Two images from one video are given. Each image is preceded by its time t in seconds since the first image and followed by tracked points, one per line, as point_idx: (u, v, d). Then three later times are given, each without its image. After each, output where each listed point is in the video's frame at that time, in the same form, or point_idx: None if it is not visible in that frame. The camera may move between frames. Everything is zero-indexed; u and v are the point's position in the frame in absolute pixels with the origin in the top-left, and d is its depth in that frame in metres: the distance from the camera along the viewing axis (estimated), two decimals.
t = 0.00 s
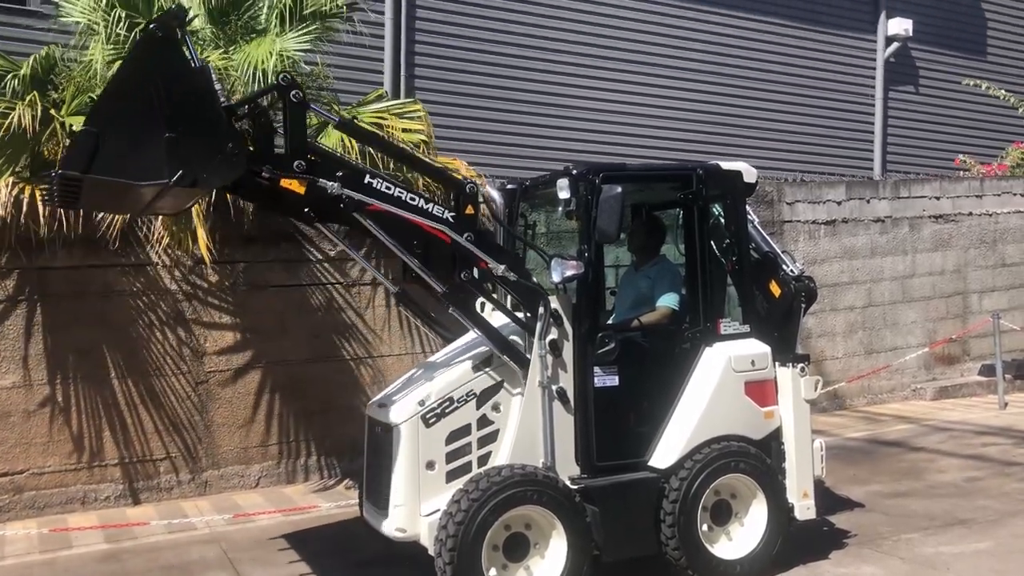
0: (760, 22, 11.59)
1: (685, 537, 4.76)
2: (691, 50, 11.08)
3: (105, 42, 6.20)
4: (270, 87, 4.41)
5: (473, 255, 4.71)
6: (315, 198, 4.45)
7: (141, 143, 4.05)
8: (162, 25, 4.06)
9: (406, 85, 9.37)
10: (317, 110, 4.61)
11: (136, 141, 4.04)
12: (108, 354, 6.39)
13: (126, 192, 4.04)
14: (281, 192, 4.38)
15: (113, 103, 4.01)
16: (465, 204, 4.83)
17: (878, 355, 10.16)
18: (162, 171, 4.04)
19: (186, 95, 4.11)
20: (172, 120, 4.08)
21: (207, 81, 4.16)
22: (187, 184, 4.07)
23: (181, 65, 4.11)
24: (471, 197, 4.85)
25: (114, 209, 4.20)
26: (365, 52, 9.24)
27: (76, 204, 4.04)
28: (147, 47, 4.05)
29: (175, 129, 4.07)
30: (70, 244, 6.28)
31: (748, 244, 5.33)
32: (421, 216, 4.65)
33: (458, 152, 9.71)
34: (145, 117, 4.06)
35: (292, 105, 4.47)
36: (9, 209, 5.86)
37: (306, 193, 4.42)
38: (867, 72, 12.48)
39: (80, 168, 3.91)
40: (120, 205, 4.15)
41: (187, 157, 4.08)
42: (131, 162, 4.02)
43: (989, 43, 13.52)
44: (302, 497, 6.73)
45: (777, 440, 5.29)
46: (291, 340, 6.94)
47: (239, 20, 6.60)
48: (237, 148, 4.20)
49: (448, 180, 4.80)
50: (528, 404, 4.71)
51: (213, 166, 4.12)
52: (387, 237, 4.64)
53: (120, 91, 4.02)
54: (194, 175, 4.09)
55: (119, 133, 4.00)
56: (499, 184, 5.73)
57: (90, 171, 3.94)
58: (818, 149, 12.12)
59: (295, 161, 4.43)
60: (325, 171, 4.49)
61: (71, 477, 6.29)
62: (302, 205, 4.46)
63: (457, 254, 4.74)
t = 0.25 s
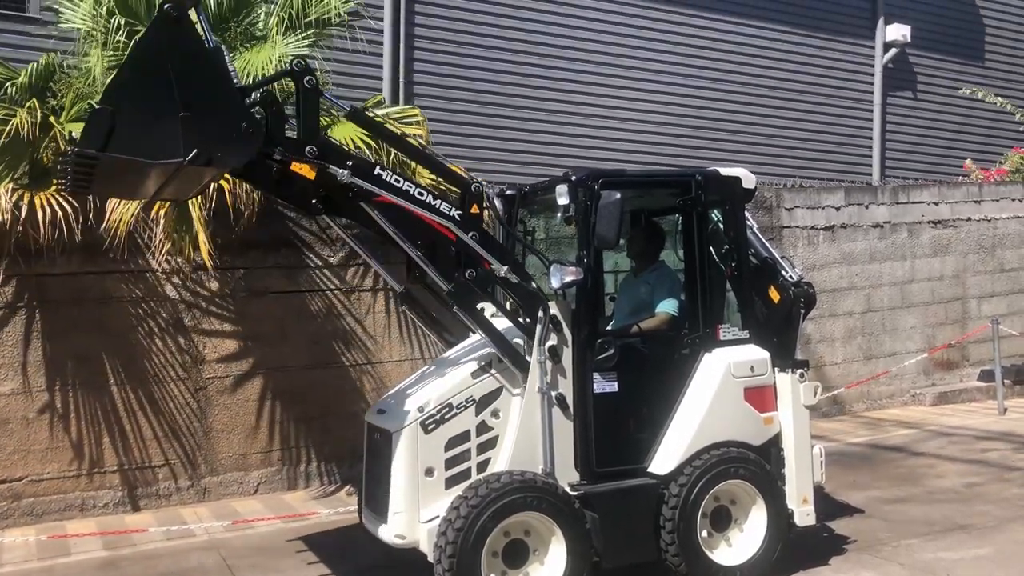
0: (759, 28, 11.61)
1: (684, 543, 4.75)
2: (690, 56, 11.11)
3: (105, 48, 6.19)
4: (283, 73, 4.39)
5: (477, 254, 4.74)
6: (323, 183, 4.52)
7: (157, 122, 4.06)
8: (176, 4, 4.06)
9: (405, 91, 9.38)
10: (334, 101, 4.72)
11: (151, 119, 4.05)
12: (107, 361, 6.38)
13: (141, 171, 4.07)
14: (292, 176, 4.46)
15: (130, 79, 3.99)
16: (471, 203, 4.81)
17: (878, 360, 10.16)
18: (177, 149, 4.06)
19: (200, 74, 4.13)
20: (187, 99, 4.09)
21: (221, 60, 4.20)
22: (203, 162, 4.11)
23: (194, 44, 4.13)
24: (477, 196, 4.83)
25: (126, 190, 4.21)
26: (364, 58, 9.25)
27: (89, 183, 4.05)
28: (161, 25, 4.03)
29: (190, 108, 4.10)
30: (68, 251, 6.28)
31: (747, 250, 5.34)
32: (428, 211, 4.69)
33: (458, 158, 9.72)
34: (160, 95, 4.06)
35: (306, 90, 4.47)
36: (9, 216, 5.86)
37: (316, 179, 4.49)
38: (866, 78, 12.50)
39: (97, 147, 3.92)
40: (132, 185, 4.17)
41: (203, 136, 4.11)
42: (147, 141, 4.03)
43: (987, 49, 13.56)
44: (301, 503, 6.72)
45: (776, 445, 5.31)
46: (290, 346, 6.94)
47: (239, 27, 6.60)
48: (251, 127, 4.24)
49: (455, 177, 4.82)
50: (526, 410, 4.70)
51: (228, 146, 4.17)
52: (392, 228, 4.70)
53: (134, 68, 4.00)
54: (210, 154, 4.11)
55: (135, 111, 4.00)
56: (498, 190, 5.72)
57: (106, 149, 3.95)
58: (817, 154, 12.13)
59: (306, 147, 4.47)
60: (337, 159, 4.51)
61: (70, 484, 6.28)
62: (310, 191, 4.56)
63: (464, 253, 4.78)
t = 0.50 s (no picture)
0: (756, 34, 11.64)
1: (683, 550, 4.74)
2: (688, 62, 11.13)
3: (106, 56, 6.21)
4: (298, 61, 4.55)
5: (481, 255, 4.76)
6: (331, 172, 4.61)
7: (173, 106, 4.25)
8: None
9: (404, 97, 9.39)
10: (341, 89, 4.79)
11: (167, 101, 4.23)
12: (105, 368, 6.37)
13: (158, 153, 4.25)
14: (302, 162, 4.55)
15: (146, 65, 4.20)
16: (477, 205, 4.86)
17: (876, 366, 10.16)
18: (192, 131, 4.24)
19: (216, 58, 4.31)
20: (203, 82, 4.28)
21: (236, 45, 4.34)
22: (216, 145, 4.26)
23: (211, 29, 4.31)
24: (481, 197, 4.88)
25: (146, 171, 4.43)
26: (363, 65, 9.26)
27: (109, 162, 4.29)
28: (177, 9, 4.25)
29: (205, 92, 4.27)
30: (67, 258, 6.27)
31: (745, 256, 5.34)
32: (434, 208, 4.75)
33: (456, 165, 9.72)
34: (176, 78, 4.25)
35: (319, 78, 4.62)
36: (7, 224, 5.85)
37: (325, 167, 4.58)
38: (863, 84, 12.54)
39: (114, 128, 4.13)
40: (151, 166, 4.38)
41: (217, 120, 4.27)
42: (163, 123, 4.22)
43: (984, 55, 13.59)
44: (300, 511, 6.70)
45: (775, 452, 5.30)
46: (289, 353, 6.93)
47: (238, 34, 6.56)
48: (266, 110, 4.31)
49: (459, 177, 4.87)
50: (524, 417, 4.70)
51: (242, 129, 4.29)
52: (398, 225, 4.74)
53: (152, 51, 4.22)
54: (224, 137, 4.27)
55: (151, 96, 4.20)
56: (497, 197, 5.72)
57: (122, 131, 4.14)
58: (815, 160, 12.15)
59: (318, 136, 4.58)
60: (348, 150, 4.62)
61: (67, 491, 6.27)
62: (319, 182, 4.64)
63: (468, 254, 4.80)
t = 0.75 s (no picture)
0: (753, 41, 11.67)
1: (682, 557, 4.73)
2: (685, 69, 11.16)
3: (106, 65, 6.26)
4: (309, 54, 4.61)
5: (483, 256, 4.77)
6: (338, 164, 4.67)
7: (187, 92, 4.33)
8: None
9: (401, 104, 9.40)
10: (352, 83, 4.86)
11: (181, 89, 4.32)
12: (102, 376, 6.36)
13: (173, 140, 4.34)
14: (310, 151, 4.62)
15: (161, 51, 4.28)
16: (477, 206, 4.85)
17: (874, 372, 10.17)
18: (206, 118, 4.30)
19: (228, 45, 4.37)
20: (216, 70, 4.33)
21: (248, 34, 4.39)
22: (229, 133, 4.30)
23: (222, 16, 4.36)
24: (485, 199, 4.87)
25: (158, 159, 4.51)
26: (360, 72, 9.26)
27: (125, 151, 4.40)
28: None
29: (218, 80, 4.32)
30: (64, 266, 6.26)
31: (742, 263, 5.35)
32: (439, 207, 4.78)
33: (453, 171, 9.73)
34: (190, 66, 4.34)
35: (330, 70, 4.69)
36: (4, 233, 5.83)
37: (333, 158, 4.65)
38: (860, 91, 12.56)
39: (129, 115, 4.22)
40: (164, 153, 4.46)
41: (230, 108, 4.31)
42: (177, 109, 4.31)
43: (980, 62, 13.63)
44: (297, 518, 6.69)
45: (773, 459, 5.29)
46: (286, 361, 6.93)
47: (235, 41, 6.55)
48: (279, 98, 4.37)
49: (464, 179, 4.86)
50: (522, 424, 4.69)
51: (256, 117, 4.33)
52: (400, 219, 4.83)
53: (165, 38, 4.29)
54: (238, 124, 4.31)
55: (166, 82, 4.29)
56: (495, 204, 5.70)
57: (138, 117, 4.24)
58: (812, 166, 12.18)
59: (329, 127, 4.66)
60: (358, 143, 4.68)
61: (64, 499, 6.25)
62: (324, 176, 4.69)
63: (469, 253, 4.82)
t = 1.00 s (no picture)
0: (750, 49, 11.70)
1: (680, 565, 4.72)
2: (682, 76, 11.18)
3: (100, 74, 6.30)
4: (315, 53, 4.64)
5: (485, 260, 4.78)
6: (345, 162, 4.65)
7: (198, 94, 4.41)
8: None
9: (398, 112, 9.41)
10: (358, 84, 4.82)
11: (193, 90, 4.41)
12: (99, 384, 6.34)
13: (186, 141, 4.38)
14: (318, 150, 4.62)
15: (170, 55, 4.44)
16: (483, 210, 4.91)
17: (871, 379, 10.17)
18: (218, 119, 4.34)
19: (235, 45, 4.43)
20: (225, 70, 4.40)
21: (253, 32, 4.44)
22: (241, 132, 4.31)
23: (228, 16, 4.44)
24: (488, 205, 4.93)
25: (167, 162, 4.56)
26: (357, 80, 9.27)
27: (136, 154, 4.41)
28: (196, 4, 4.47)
29: (227, 80, 4.38)
30: (60, 274, 6.25)
31: (742, 271, 5.36)
32: (444, 211, 4.79)
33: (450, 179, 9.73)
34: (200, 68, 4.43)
35: (337, 70, 4.71)
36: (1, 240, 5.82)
37: (341, 158, 4.64)
38: (856, 98, 12.60)
39: (142, 118, 4.30)
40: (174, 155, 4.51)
41: (240, 107, 4.34)
42: (189, 110, 4.38)
43: (975, 69, 13.68)
44: (295, 527, 6.67)
45: (771, 466, 5.29)
46: (283, 369, 6.91)
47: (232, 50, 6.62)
48: (288, 95, 4.41)
49: (467, 184, 4.90)
50: (521, 432, 4.68)
51: (266, 115, 4.35)
52: (404, 220, 4.81)
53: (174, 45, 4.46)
54: (250, 123, 4.33)
55: (176, 84, 4.40)
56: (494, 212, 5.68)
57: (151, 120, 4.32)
58: (809, 173, 12.20)
59: (336, 126, 4.65)
60: (366, 143, 4.69)
61: (61, 508, 6.22)
62: (330, 176, 4.68)
63: (473, 257, 4.81)
